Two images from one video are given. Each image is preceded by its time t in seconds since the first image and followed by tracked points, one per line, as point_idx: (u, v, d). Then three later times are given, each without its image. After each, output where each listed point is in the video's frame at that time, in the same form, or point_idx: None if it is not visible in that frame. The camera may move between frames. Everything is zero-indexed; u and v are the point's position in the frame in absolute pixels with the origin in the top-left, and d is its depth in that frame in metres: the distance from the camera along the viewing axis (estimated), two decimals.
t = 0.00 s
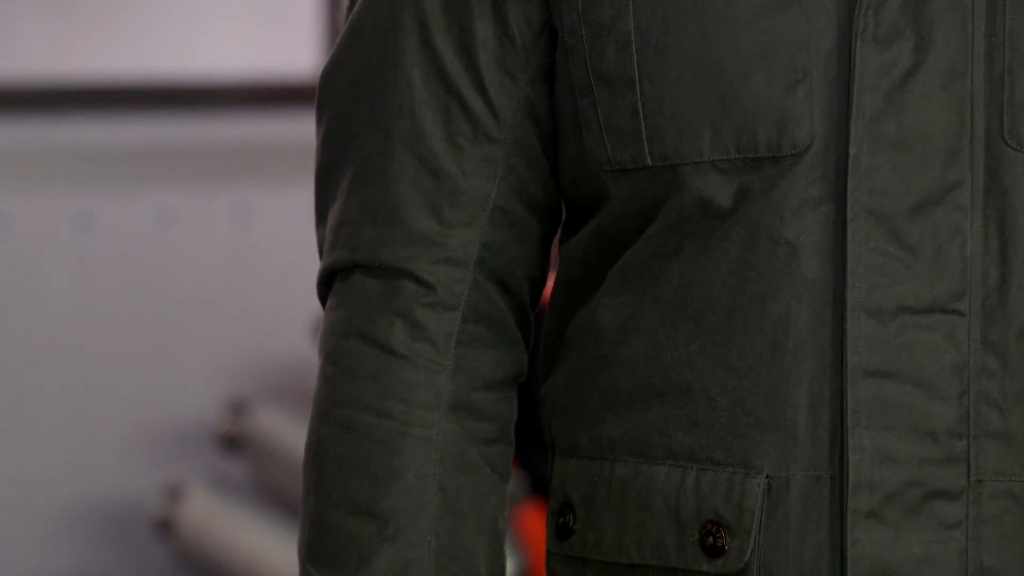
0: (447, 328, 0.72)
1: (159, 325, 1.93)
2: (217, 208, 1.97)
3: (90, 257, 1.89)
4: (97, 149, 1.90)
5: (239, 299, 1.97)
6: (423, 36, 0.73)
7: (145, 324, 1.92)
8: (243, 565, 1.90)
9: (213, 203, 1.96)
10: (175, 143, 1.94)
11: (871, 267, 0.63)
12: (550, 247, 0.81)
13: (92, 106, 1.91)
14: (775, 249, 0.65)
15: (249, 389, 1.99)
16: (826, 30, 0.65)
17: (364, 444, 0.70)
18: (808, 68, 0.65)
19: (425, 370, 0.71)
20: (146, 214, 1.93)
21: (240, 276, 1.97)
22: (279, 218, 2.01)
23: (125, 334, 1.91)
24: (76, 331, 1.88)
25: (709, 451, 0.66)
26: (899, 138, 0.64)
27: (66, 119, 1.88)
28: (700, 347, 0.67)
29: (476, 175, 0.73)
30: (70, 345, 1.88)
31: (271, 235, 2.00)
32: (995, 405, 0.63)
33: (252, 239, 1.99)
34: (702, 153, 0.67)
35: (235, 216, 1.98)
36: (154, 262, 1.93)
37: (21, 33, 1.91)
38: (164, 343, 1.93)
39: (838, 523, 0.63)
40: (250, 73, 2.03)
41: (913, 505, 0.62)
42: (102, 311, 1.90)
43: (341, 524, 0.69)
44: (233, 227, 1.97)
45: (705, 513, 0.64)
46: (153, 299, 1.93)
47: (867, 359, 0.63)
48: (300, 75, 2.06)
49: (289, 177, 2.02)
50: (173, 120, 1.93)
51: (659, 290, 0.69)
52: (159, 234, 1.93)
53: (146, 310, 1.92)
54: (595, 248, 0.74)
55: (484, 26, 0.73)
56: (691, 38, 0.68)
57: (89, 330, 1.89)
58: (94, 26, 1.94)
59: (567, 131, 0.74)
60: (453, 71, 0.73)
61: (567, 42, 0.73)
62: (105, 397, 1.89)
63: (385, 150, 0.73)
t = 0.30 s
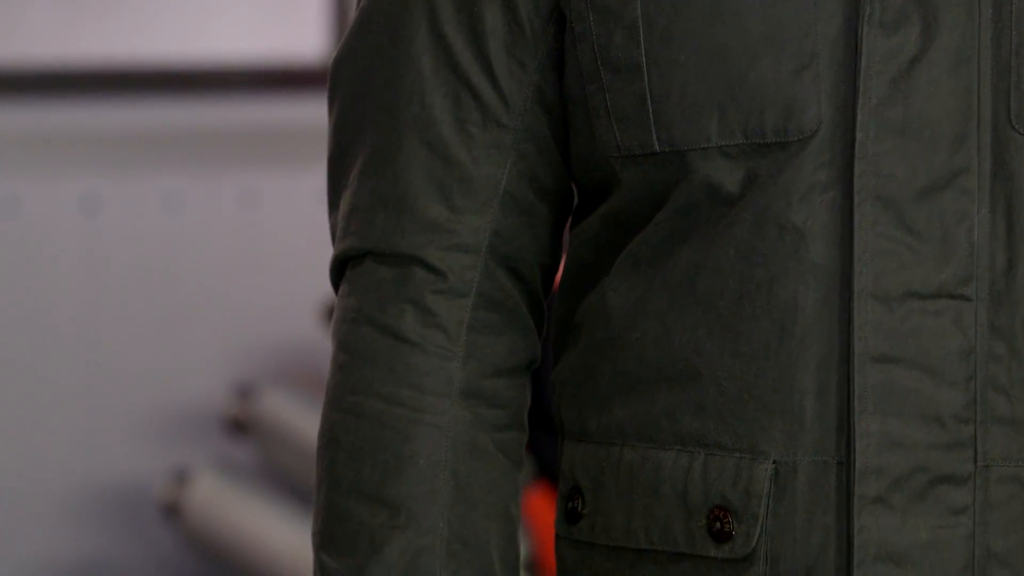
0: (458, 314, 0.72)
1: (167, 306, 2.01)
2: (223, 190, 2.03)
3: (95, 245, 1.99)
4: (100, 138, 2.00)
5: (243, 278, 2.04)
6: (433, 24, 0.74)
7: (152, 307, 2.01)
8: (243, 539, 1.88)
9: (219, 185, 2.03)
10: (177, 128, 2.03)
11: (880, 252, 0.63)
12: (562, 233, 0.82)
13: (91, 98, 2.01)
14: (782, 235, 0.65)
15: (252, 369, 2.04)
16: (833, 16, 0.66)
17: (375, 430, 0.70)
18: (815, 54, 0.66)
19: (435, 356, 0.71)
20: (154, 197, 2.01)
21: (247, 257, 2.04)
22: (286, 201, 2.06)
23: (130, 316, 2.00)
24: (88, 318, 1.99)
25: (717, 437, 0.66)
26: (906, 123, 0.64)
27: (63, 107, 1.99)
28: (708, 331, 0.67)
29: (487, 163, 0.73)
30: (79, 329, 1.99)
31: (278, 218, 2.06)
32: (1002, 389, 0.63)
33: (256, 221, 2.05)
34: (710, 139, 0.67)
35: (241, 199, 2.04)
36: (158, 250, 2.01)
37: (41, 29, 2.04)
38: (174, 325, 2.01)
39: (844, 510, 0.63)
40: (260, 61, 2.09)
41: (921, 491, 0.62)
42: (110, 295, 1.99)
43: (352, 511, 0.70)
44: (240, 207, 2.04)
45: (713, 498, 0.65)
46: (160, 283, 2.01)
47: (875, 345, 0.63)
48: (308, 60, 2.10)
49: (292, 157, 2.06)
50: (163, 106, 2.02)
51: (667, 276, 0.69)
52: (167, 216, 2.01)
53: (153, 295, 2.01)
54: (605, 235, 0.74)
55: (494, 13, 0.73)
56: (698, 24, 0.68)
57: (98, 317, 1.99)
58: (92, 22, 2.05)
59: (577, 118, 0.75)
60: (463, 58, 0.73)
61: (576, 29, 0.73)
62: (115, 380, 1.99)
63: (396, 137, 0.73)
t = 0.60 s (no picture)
0: (461, 295, 0.72)
1: (146, 298, 1.78)
2: (228, 171, 1.83)
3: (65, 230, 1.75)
4: (97, 121, 1.77)
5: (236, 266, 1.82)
6: (438, 4, 0.74)
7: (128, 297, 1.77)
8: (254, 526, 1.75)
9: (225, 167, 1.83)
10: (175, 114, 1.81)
11: (888, 235, 0.63)
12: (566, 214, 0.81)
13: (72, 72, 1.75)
14: (788, 217, 0.65)
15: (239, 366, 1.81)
16: None
17: (377, 410, 0.70)
18: (821, 36, 0.65)
19: (437, 337, 0.71)
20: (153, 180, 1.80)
21: (253, 244, 1.83)
22: (291, 181, 1.87)
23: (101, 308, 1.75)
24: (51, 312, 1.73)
25: (723, 419, 0.66)
26: (913, 105, 0.64)
27: (60, 89, 1.75)
28: (713, 314, 0.67)
29: (490, 143, 0.73)
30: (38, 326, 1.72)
31: (285, 198, 1.86)
32: (1009, 372, 0.63)
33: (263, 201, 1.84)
34: (716, 122, 0.67)
35: (247, 179, 1.84)
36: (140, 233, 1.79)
37: None
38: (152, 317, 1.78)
39: (852, 492, 0.62)
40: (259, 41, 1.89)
41: (928, 473, 0.62)
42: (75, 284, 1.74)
43: (353, 490, 0.70)
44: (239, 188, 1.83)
45: (719, 481, 0.64)
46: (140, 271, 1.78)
47: (881, 328, 0.63)
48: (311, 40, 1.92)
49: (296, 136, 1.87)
50: (163, 89, 1.81)
51: (672, 257, 0.69)
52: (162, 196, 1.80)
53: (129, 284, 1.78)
54: (610, 216, 0.74)
55: None
56: (705, 6, 0.68)
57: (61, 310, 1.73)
58: (90, 2, 1.79)
59: (582, 99, 0.74)
60: (468, 38, 0.73)
61: (582, 10, 0.73)
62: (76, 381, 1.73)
63: (400, 116, 0.73)
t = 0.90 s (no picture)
0: (464, 274, 0.72)
1: (182, 274, 2.16)
2: (234, 155, 2.18)
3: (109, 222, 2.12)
4: (98, 103, 2.07)
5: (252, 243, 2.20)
6: None
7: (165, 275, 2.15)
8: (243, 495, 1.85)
9: (229, 151, 2.17)
10: (179, 96, 2.11)
11: (892, 215, 0.63)
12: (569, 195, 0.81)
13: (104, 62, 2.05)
14: (794, 196, 0.64)
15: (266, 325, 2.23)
16: None
17: (380, 390, 0.70)
18: (827, 16, 0.65)
19: (441, 316, 0.71)
20: (168, 161, 2.14)
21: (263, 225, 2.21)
22: (297, 160, 2.23)
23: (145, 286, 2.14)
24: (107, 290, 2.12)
25: (729, 399, 0.66)
26: (919, 85, 0.63)
27: (61, 69, 2.04)
28: (718, 294, 0.67)
29: (494, 122, 0.73)
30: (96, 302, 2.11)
31: (285, 186, 2.22)
32: (1016, 350, 0.63)
33: (266, 184, 2.21)
34: (721, 101, 0.67)
35: (251, 161, 2.19)
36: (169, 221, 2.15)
37: None
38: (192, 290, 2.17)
39: (858, 473, 0.63)
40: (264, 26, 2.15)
41: (933, 452, 0.62)
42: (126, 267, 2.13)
43: (356, 470, 0.70)
44: (250, 173, 2.19)
45: (724, 460, 0.64)
46: (172, 254, 2.15)
47: (886, 307, 0.63)
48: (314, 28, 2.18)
49: (297, 123, 2.21)
50: (164, 73, 2.09)
51: (676, 237, 0.69)
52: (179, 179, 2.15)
53: (165, 264, 2.15)
54: (614, 195, 0.74)
55: None
56: None
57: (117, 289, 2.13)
58: None
59: (587, 80, 0.74)
60: (472, 18, 0.73)
61: None
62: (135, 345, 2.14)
63: (404, 96, 0.73)
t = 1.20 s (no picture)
0: (465, 254, 0.72)
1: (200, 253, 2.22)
2: (238, 137, 2.19)
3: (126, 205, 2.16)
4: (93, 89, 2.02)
5: (263, 225, 2.25)
6: None
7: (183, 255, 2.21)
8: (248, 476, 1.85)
9: (234, 133, 2.18)
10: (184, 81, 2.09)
11: (897, 195, 0.63)
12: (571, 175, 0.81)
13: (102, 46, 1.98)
14: (798, 176, 0.64)
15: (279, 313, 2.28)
16: None
17: (381, 369, 0.70)
18: None
19: (441, 295, 0.71)
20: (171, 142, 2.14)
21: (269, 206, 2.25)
22: (305, 146, 2.25)
23: (156, 272, 2.20)
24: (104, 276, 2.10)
25: (732, 379, 0.66)
26: (924, 66, 0.63)
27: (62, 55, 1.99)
28: (722, 275, 0.67)
29: (496, 101, 0.72)
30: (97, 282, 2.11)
31: (291, 169, 2.25)
32: (1019, 330, 0.63)
33: (272, 168, 2.23)
34: (724, 81, 0.67)
35: (254, 147, 2.21)
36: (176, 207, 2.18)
37: None
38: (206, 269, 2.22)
39: (862, 452, 0.62)
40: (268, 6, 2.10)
41: (938, 432, 0.62)
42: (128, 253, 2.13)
43: (356, 447, 0.70)
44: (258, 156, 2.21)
45: (728, 441, 0.64)
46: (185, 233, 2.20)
47: (891, 288, 0.62)
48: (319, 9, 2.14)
49: (298, 108, 2.21)
50: (172, 56, 2.05)
51: (680, 218, 0.69)
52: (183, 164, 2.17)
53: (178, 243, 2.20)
54: (617, 175, 0.73)
55: None
56: None
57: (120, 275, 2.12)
58: None
59: (590, 60, 0.74)
60: None
61: None
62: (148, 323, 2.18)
63: (406, 75, 0.73)
